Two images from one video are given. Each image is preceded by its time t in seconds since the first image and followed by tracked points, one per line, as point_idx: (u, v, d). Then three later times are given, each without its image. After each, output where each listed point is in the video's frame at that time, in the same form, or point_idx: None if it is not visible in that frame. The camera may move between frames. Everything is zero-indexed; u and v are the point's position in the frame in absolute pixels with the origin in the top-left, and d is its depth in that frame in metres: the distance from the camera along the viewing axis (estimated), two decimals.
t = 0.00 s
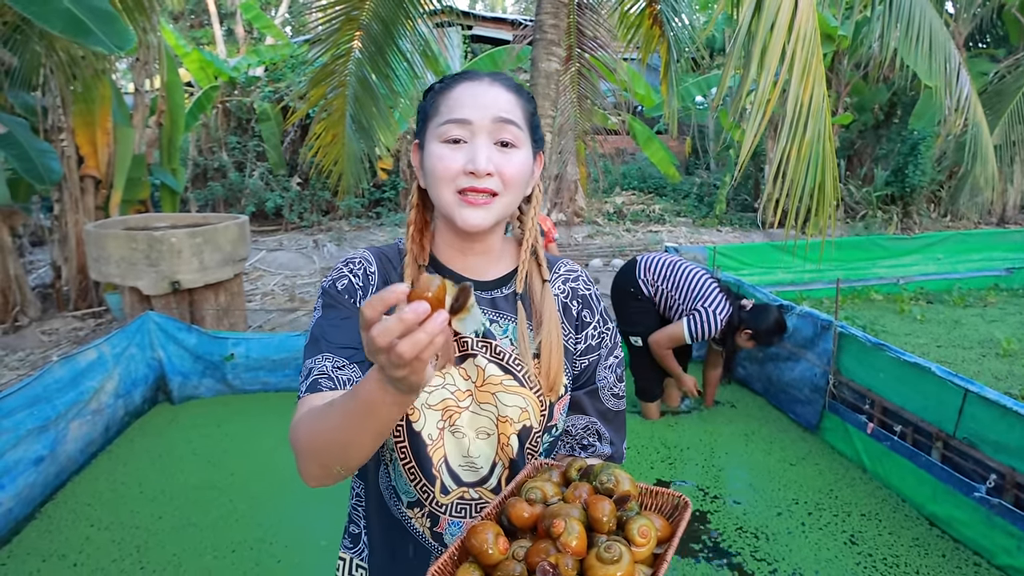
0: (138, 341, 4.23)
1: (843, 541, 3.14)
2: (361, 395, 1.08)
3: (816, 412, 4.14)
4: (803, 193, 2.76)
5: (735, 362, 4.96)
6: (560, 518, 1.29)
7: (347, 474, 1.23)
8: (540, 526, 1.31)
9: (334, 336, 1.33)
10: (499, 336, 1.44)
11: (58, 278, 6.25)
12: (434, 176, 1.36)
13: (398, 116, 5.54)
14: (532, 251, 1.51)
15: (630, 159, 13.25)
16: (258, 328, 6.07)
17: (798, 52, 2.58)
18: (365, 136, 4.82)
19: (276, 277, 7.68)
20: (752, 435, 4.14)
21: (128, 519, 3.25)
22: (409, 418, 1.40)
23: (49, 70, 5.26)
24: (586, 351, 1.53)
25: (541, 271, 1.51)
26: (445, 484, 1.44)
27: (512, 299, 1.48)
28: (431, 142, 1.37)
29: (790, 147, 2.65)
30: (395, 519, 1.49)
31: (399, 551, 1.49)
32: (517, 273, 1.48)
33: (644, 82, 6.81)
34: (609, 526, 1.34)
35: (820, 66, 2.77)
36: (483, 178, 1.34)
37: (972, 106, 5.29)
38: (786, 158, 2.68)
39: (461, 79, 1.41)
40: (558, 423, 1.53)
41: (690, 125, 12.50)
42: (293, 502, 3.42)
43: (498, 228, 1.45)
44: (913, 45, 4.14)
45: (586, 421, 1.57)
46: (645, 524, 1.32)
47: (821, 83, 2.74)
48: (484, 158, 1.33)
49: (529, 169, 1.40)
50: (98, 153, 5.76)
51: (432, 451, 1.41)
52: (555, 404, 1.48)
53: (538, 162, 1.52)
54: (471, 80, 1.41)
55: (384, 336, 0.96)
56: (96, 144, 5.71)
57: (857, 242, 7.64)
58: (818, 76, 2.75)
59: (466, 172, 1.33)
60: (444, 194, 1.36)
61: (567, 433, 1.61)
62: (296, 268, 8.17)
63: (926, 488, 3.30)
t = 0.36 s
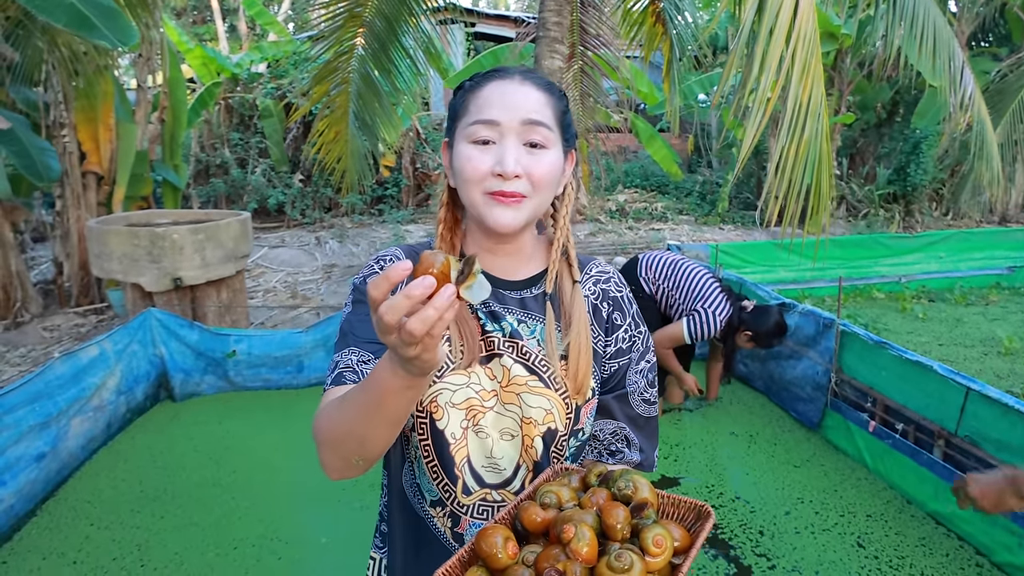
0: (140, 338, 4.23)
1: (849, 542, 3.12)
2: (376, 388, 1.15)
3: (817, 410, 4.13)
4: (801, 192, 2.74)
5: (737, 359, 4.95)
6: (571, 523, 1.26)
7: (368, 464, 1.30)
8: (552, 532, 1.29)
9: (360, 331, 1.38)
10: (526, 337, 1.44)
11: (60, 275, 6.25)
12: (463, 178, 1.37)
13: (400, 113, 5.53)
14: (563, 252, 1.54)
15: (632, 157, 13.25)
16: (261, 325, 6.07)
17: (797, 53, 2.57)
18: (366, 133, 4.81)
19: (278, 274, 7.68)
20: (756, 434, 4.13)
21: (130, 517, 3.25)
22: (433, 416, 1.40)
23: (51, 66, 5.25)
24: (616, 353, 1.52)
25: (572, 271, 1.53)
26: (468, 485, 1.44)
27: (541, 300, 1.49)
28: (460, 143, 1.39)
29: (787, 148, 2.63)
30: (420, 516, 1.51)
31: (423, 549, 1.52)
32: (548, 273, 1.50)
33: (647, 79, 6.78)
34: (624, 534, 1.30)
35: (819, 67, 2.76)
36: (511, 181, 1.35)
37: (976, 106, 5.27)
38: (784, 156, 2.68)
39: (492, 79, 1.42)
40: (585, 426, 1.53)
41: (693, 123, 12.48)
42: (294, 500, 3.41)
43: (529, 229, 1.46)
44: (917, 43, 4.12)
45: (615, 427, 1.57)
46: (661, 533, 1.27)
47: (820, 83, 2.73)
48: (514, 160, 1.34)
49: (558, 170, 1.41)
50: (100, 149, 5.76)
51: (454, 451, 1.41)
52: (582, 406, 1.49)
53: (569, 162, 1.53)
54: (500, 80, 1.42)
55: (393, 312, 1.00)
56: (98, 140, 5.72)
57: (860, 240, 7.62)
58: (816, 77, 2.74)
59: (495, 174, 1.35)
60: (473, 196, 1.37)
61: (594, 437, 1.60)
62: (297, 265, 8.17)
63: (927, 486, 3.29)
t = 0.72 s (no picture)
0: (138, 336, 4.23)
1: (853, 545, 3.09)
2: (390, 380, 1.18)
3: (817, 409, 4.13)
4: (799, 191, 2.74)
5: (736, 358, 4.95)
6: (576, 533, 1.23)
7: (380, 453, 1.32)
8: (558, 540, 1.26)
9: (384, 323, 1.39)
10: (548, 339, 1.43)
11: (58, 272, 6.25)
12: (498, 175, 1.37)
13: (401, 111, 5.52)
14: (592, 250, 1.52)
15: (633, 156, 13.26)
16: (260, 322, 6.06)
17: (798, 51, 2.57)
18: (366, 130, 4.81)
19: (277, 272, 7.67)
20: (760, 434, 4.12)
21: (127, 515, 3.25)
22: (450, 413, 1.41)
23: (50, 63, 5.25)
24: (642, 361, 1.50)
25: (601, 270, 1.51)
26: (481, 483, 1.44)
27: (568, 302, 1.48)
28: (498, 139, 1.38)
29: (789, 143, 2.63)
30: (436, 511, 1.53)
31: (439, 541, 1.54)
32: (576, 272, 1.48)
33: (647, 78, 6.78)
34: (632, 550, 1.26)
35: (818, 66, 2.76)
36: (548, 181, 1.34)
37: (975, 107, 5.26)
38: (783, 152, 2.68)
39: (533, 76, 1.41)
40: (604, 433, 1.51)
41: (693, 122, 12.48)
42: (292, 499, 3.41)
43: (562, 229, 1.45)
44: (917, 43, 4.11)
45: (636, 436, 1.55)
46: (670, 551, 1.22)
47: (819, 82, 2.73)
48: (551, 160, 1.34)
49: (596, 173, 1.41)
50: (99, 146, 5.76)
51: (470, 448, 1.42)
52: (601, 412, 1.47)
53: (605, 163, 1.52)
54: (542, 77, 1.41)
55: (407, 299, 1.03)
56: (97, 137, 5.72)
57: (860, 240, 7.62)
58: (816, 74, 2.74)
59: (532, 173, 1.34)
60: (508, 194, 1.37)
61: (614, 445, 1.58)
62: (297, 263, 8.16)
63: (925, 485, 3.29)
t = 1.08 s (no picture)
0: (133, 334, 4.22)
1: (850, 550, 3.05)
2: (403, 367, 1.20)
3: (812, 408, 4.13)
4: (800, 189, 2.73)
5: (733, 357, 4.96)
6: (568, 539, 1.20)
7: (398, 445, 1.34)
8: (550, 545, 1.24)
9: (400, 320, 1.39)
10: (560, 338, 1.43)
11: (53, 270, 6.24)
12: (511, 172, 1.38)
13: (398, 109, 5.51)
14: (607, 249, 1.52)
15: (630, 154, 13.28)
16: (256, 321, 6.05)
17: (799, 46, 2.56)
18: (363, 128, 4.79)
19: (274, 271, 7.66)
20: (757, 434, 4.12)
21: (122, 513, 3.24)
22: (461, 410, 1.40)
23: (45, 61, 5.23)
24: (654, 363, 1.47)
25: (615, 269, 1.50)
26: (489, 481, 1.42)
27: (582, 302, 1.48)
28: (509, 138, 1.40)
29: (790, 139, 2.62)
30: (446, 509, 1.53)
31: (450, 538, 1.54)
32: (590, 272, 1.48)
33: (644, 77, 6.79)
34: (624, 558, 1.23)
35: (819, 61, 2.74)
36: (560, 177, 1.35)
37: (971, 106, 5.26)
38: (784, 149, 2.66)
39: (543, 75, 1.42)
40: (614, 435, 1.47)
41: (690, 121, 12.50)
42: (287, 498, 3.40)
43: (576, 228, 1.46)
44: (914, 42, 4.11)
45: (647, 439, 1.48)
46: (664, 562, 1.18)
47: (820, 78, 2.72)
48: (562, 156, 1.35)
49: (607, 168, 1.41)
50: (94, 144, 5.71)
51: (479, 445, 1.41)
52: (611, 413, 1.44)
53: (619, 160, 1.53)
54: (552, 76, 1.42)
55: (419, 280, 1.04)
56: (92, 134, 5.66)
57: (856, 239, 7.65)
58: (816, 70, 2.73)
59: (544, 169, 1.35)
60: (520, 191, 1.38)
61: (625, 449, 1.51)
62: (293, 262, 8.15)
63: (920, 484, 3.29)
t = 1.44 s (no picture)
0: (131, 332, 4.22)
1: (851, 552, 3.02)
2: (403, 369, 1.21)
3: (810, 406, 4.13)
4: (800, 188, 2.73)
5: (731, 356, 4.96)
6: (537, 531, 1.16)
7: (402, 446, 1.33)
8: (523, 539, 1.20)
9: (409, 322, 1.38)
10: (561, 337, 1.42)
11: (50, 268, 6.23)
12: (511, 173, 1.38)
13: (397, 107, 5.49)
14: (610, 249, 1.50)
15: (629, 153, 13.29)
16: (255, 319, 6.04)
17: (798, 43, 2.56)
18: (362, 126, 4.77)
19: (273, 269, 7.65)
20: (758, 432, 4.11)
21: (120, 511, 3.24)
22: (464, 408, 1.41)
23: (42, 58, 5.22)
24: (655, 363, 1.44)
25: (618, 267, 1.49)
26: (489, 477, 1.42)
27: (585, 302, 1.46)
28: (509, 140, 1.40)
29: (790, 138, 2.61)
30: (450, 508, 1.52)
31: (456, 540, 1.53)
32: (593, 271, 1.47)
33: (643, 75, 6.78)
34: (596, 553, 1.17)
35: (819, 59, 2.73)
36: (558, 175, 1.35)
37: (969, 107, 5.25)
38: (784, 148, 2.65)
39: (541, 76, 1.43)
40: (614, 435, 1.44)
41: (689, 120, 12.50)
42: (286, 496, 3.39)
43: (580, 226, 1.45)
44: (912, 41, 4.10)
45: (647, 440, 1.43)
46: (631, 557, 1.11)
47: (819, 75, 2.71)
48: (560, 154, 1.35)
49: (607, 167, 1.40)
50: (92, 141, 5.67)
51: (480, 442, 1.41)
52: (611, 412, 1.41)
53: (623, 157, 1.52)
54: (550, 77, 1.42)
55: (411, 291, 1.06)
56: (90, 132, 5.62)
57: (854, 238, 7.65)
58: (817, 68, 2.72)
59: (542, 169, 1.35)
60: (520, 190, 1.38)
61: (625, 449, 1.46)
62: (292, 260, 8.14)
63: (918, 483, 3.28)
